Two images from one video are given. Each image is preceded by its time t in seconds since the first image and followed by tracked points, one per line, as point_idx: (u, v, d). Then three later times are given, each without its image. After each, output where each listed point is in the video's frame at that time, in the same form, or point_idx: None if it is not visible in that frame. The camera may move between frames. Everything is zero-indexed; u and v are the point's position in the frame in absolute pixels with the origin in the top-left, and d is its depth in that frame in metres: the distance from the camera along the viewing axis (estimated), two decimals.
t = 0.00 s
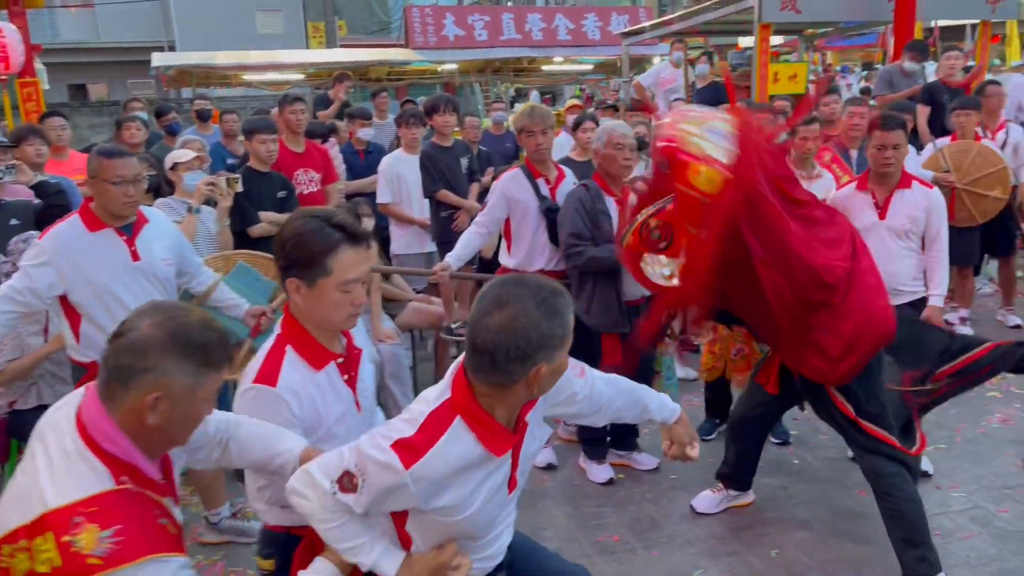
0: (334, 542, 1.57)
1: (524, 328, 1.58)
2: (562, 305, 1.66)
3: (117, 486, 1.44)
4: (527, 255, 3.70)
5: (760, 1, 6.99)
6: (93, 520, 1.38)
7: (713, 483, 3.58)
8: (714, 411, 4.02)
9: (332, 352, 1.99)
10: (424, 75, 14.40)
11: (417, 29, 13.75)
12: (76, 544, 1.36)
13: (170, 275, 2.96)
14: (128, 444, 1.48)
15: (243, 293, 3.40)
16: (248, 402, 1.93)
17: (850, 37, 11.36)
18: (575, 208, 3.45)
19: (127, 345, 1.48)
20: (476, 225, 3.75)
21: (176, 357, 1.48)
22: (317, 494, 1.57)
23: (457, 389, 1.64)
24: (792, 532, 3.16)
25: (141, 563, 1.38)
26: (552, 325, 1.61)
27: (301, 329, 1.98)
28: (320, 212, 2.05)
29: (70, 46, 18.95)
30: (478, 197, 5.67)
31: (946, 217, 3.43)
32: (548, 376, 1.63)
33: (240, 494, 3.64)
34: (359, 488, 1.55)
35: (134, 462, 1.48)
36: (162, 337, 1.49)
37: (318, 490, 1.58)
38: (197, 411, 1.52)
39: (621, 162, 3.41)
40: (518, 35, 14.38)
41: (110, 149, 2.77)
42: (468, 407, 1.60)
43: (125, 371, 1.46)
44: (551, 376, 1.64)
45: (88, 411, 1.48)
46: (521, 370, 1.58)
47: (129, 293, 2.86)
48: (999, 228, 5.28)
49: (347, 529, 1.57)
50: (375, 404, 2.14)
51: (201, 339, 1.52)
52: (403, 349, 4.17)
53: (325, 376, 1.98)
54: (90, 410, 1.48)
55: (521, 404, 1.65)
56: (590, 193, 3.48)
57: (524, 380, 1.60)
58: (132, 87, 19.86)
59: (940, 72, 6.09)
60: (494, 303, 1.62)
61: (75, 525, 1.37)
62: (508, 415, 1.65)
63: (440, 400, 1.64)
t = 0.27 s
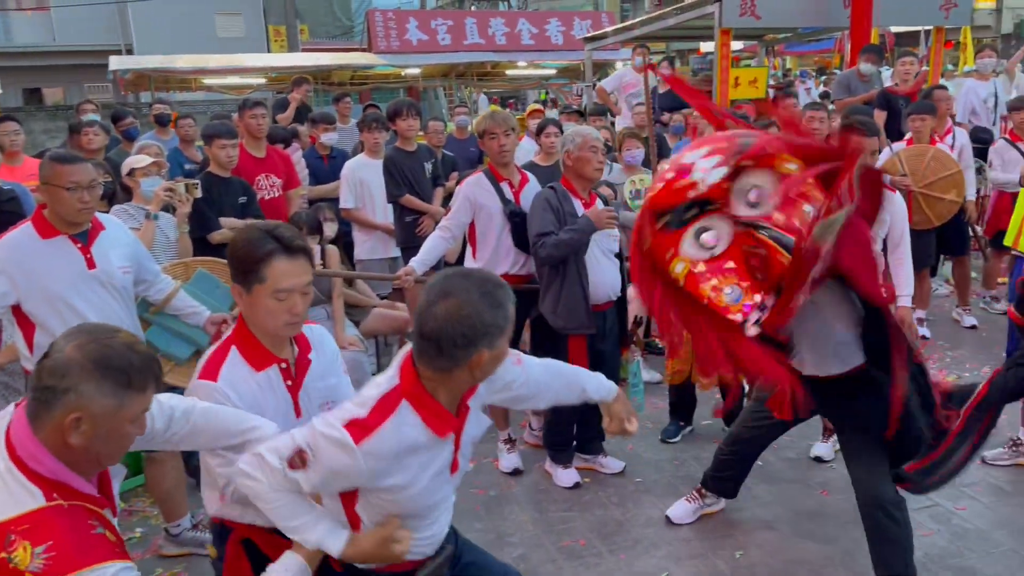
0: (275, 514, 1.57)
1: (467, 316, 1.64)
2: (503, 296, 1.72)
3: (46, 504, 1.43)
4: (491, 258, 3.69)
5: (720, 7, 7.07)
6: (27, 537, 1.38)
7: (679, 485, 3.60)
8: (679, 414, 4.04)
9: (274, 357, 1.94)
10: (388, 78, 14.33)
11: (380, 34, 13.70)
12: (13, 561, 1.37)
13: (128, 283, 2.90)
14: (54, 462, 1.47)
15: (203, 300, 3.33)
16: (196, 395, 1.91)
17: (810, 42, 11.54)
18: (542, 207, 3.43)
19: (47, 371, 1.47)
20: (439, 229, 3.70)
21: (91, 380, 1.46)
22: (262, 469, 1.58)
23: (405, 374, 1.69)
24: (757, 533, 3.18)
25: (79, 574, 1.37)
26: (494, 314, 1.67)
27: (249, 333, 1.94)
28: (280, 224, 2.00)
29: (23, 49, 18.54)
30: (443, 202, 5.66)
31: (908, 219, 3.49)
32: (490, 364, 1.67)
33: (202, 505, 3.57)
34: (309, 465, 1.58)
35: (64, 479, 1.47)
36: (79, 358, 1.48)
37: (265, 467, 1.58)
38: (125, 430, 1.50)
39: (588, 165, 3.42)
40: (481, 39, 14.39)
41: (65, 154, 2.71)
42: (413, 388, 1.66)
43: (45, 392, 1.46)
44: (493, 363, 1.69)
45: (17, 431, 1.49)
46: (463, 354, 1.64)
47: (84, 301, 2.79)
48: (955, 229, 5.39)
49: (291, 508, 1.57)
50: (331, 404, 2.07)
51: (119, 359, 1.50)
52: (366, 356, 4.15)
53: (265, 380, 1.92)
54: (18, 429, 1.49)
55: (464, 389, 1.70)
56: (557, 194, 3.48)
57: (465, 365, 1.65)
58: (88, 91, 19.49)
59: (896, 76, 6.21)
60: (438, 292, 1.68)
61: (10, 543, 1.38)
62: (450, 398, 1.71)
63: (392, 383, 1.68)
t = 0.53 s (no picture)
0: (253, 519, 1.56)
1: (365, 293, 1.69)
2: (399, 275, 1.77)
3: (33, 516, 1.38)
4: (464, 262, 3.68)
5: (691, 12, 7.13)
6: (17, 548, 1.33)
7: (652, 488, 3.61)
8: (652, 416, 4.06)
9: (208, 361, 1.90)
10: (360, 82, 14.27)
11: (352, 37, 13.65)
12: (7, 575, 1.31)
13: (95, 291, 2.85)
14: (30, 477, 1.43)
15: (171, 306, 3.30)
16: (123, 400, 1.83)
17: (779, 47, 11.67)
18: (521, 210, 3.42)
19: (17, 387, 1.44)
20: (413, 232, 3.66)
21: (66, 388, 1.44)
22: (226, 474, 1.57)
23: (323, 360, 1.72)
24: (730, 535, 3.20)
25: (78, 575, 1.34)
26: (385, 287, 1.71)
27: (186, 335, 1.90)
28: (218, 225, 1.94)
29: None
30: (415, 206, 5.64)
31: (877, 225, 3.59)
32: (392, 337, 1.71)
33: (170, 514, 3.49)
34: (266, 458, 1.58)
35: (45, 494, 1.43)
36: (50, 369, 1.46)
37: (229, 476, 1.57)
38: (102, 440, 1.49)
39: (569, 169, 3.42)
40: (454, 43, 14.38)
41: (29, 160, 2.67)
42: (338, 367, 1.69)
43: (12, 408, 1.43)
44: (397, 335, 1.72)
45: None
46: (363, 327, 1.68)
47: (50, 309, 2.75)
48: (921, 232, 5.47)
49: (268, 503, 1.57)
50: (262, 409, 2.03)
51: (90, 367, 1.49)
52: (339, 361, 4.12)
53: (198, 383, 1.88)
54: None
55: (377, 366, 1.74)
56: (536, 195, 3.47)
57: (366, 336, 1.69)
58: (54, 95, 19.21)
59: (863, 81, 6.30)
60: (336, 276, 1.74)
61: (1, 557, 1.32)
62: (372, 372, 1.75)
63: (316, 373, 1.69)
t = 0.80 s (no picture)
0: (299, 476, 1.66)
1: (272, 225, 1.84)
2: (308, 216, 1.92)
3: (28, 487, 1.38)
4: (444, 265, 3.67)
5: (669, 15, 7.17)
6: (26, 513, 1.33)
7: (634, 490, 3.61)
8: (634, 419, 4.06)
9: (125, 374, 1.88)
10: (339, 85, 14.22)
11: (331, 40, 13.60)
12: (26, 539, 1.31)
13: (70, 296, 2.82)
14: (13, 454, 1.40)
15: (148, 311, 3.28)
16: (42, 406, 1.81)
17: (756, 50, 11.76)
18: (506, 213, 3.40)
19: None
20: (392, 236, 3.66)
21: (44, 361, 1.49)
22: (249, 443, 1.61)
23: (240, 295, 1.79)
24: (712, 537, 3.20)
25: (96, 519, 1.37)
26: (292, 221, 1.85)
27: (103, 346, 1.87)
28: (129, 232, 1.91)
29: None
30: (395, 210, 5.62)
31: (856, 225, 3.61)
32: (298, 274, 1.85)
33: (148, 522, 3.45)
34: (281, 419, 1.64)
35: (31, 469, 1.42)
36: (16, 348, 1.47)
37: (258, 446, 1.61)
38: (71, 414, 1.53)
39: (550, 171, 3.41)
40: (433, 46, 14.36)
41: (2, 163, 2.63)
42: (259, 293, 1.78)
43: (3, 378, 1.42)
44: (304, 272, 1.86)
45: None
46: (269, 257, 1.82)
47: (22, 315, 2.70)
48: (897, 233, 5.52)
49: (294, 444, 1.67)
50: (175, 421, 2.01)
51: (50, 347, 1.53)
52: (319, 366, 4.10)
53: (117, 398, 1.86)
54: None
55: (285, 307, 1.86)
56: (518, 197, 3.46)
57: (273, 271, 1.83)
58: (29, 97, 19.00)
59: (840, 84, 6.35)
60: (247, 214, 1.88)
61: (13, 525, 1.31)
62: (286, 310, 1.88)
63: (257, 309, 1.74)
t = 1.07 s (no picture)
0: (393, 446, 2.00)
1: (182, 280, 1.84)
2: (220, 264, 1.91)
3: (16, 493, 1.46)
4: (435, 268, 3.66)
5: (659, 19, 7.19)
6: (19, 520, 1.42)
7: (625, 493, 3.61)
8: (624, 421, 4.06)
9: (60, 392, 1.96)
10: (328, 87, 14.20)
11: (320, 43, 13.57)
12: (24, 544, 1.40)
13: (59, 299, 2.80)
14: None
15: (137, 315, 3.29)
16: None
17: (746, 54, 11.80)
18: (497, 219, 3.38)
19: None
20: (383, 239, 3.67)
21: (26, 366, 1.54)
22: (335, 454, 1.89)
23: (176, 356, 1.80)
24: (702, 539, 3.21)
25: (92, 517, 1.46)
26: (201, 271, 1.86)
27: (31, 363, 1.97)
28: (35, 250, 1.95)
29: None
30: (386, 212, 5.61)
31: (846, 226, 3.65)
32: (215, 324, 1.86)
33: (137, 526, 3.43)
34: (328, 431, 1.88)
35: (16, 475, 1.50)
36: None
37: (339, 452, 1.89)
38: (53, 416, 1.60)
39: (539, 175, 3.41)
40: (423, 49, 14.35)
41: None
42: (201, 350, 1.81)
43: None
44: (218, 323, 1.86)
45: None
46: (181, 311, 1.83)
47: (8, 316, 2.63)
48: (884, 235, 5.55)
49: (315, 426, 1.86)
50: (116, 442, 2.09)
51: (28, 350, 1.58)
52: (309, 369, 4.09)
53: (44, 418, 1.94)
54: None
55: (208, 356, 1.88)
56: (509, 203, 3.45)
57: (185, 323, 1.84)
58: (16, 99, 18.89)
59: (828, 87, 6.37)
60: (160, 269, 1.87)
61: (10, 534, 1.40)
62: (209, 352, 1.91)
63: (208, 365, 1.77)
